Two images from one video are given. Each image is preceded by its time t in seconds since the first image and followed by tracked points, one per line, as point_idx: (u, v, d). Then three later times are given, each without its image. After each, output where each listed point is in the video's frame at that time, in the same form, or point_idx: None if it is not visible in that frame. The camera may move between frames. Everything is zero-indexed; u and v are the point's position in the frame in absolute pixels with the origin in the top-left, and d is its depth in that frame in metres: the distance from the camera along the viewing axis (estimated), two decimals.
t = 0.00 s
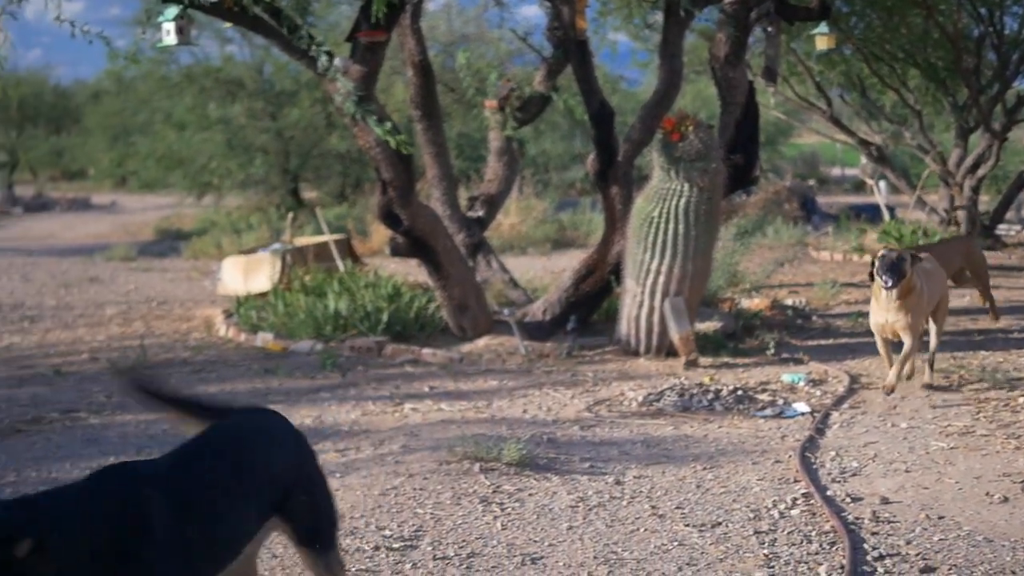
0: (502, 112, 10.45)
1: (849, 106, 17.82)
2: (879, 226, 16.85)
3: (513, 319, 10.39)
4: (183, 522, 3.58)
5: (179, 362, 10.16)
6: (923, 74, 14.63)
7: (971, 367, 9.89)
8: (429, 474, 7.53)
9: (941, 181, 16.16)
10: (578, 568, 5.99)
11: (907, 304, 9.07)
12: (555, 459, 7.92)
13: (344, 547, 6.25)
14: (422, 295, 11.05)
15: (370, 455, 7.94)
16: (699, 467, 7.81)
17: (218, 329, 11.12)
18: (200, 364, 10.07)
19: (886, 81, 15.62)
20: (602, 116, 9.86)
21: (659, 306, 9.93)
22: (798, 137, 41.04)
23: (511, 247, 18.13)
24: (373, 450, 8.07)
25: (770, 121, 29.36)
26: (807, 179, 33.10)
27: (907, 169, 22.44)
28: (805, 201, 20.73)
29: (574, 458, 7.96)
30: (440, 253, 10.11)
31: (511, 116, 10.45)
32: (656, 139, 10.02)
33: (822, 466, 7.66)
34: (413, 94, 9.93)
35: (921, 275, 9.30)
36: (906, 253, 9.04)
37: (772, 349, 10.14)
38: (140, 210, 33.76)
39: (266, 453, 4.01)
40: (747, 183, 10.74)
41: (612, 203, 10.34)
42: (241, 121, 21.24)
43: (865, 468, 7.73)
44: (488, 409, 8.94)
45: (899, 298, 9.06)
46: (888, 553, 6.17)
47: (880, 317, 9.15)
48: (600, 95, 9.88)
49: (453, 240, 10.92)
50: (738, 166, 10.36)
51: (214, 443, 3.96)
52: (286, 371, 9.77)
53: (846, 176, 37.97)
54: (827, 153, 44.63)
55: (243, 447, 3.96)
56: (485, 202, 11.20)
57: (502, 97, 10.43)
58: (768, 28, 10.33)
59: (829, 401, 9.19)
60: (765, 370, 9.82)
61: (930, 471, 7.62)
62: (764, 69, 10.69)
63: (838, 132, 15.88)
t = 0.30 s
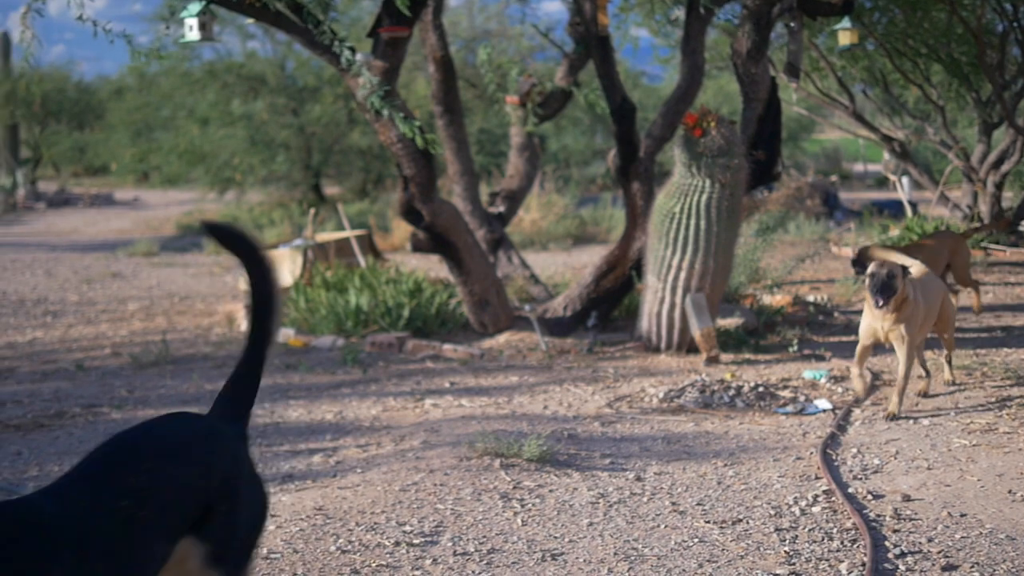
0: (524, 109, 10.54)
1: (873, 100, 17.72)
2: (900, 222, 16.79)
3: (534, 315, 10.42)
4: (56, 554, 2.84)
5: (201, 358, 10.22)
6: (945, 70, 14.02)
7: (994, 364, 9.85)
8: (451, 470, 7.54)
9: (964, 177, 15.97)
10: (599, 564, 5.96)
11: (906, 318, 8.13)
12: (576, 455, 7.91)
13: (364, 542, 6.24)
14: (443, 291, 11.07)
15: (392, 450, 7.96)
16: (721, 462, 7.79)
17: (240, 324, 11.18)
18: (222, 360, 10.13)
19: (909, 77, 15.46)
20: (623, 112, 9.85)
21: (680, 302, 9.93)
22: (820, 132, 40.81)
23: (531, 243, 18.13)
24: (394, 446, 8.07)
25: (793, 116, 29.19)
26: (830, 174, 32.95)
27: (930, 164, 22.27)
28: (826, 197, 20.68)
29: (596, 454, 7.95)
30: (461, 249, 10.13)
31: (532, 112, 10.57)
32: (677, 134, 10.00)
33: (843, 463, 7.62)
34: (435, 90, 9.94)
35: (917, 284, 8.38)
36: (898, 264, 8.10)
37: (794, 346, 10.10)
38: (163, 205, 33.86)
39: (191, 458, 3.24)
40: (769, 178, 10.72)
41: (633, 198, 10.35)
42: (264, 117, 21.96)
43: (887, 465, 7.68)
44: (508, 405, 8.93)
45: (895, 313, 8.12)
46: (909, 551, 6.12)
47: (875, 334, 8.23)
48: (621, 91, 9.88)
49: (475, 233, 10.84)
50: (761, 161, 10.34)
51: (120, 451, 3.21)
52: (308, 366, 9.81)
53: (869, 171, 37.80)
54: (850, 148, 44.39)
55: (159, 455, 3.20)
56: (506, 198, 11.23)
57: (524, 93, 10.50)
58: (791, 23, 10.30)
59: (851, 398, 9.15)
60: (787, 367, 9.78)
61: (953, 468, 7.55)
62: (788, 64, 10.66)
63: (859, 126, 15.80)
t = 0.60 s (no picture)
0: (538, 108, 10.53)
1: (890, 99, 17.66)
2: (916, 222, 16.75)
3: (548, 316, 10.42)
4: None
5: (216, 357, 10.24)
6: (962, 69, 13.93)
7: (1011, 365, 9.81)
8: (464, 470, 7.53)
9: (981, 177, 15.88)
10: (612, 564, 5.96)
11: (887, 347, 7.73)
12: (590, 456, 7.89)
13: (378, 541, 6.25)
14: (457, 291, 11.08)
15: (406, 450, 7.96)
16: (736, 463, 7.76)
17: (254, 324, 11.20)
18: (236, 359, 10.15)
19: (925, 76, 15.40)
20: (637, 112, 9.86)
21: (696, 303, 9.91)
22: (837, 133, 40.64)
23: (545, 243, 18.11)
24: (408, 446, 8.07)
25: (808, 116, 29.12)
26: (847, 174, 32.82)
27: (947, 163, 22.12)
28: (842, 197, 20.62)
29: (611, 454, 7.93)
30: (476, 249, 10.13)
31: (546, 112, 10.56)
32: (692, 134, 9.99)
33: (858, 464, 7.58)
34: (450, 90, 9.95)
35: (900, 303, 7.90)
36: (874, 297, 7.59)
37: (809, 347, 10.05)
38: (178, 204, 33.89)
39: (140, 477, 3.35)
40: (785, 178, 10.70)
41: (648, 199, 10.34)
42: (278, 116, 21.83)
43: (902, 467, 7.63)
44: (522, 405, 8.92)
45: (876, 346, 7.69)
46: (925, 552, 6.09)
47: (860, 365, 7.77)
48: (635, 90, 9.88)
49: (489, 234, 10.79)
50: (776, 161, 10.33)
51: (73, 459, 3.33)
52: (323, 366, 9.82)
53: (885, 171, 37.66)
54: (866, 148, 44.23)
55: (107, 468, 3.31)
56: (520, 198, 11.23)
57: (538, 93, 10.50)
58: (806, 23, 10.28)
59: (866, 399, 9.15)
60: (802, 368, 9.73)
61: (968, 469, 7.50)
62: (804, 64, 10.64)
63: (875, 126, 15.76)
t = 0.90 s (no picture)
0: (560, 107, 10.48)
1: (913, 99, 17.59)
2: (939, 223, 16.67)
3: (570, 315, 10.42)
4: None
5: (238, 356, 10.27)
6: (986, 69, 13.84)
7: None
8: (487, 469, 7.52)
9: (1004, 177, 15.79)
10: (635, 565, 5.93)
11: (878, 354, 7.38)
12: (612, 456, 7.88)
13: (401, 541, 6.23)
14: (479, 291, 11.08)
15: (428, 449, 7.96)
16: (759, 463, 7.73)
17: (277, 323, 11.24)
18: (258, 358, 10.17)
19: (948, 76, 15.34)
20: (660, 112, 9.87)
21: (718, 302, 9.89)
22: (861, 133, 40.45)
23: (567, 243, 18.11)
24: (430, 445, 8.07)
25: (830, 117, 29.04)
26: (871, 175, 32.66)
27: (969, 164, 21.99)
28: (865, 196, 20.54)
29: (634, 454, 7.91)
30: (498, 248, 10.14)
31: (568, 112, 10.58)
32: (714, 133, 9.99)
33: (882, 465, 7.53)
34: (472, 90, 9.96)
35: (885, 311, 7.62)
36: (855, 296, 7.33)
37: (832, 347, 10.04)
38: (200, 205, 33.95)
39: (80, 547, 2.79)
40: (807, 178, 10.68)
41: (671, 198, 10.34)
42: (301, 117, 21.98)
43: (926, 468, 7.58)
44: (544, 404, 8.90)
45: (865, 352, 7.34)
46: (949, 554, 6.06)
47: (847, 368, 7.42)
48: (658, 90, 9.89)
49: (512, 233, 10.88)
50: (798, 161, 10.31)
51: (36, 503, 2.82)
52: (345, 366, 9.85)
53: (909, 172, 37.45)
54: (890, 148, 44.01)
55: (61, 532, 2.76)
56: (542, 198, 11.24)
57: (560, 93, 10.46)
58: (829, 22, 10.26)
59: (889, 399, 9.12)
60: (825, 368, 9.70)
61: (993, 471, 7.44)
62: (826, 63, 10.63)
63: (897, 126, 15.72)
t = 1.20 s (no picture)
0: (586, 106, 10.75)
1: (942, 98, 17.47)
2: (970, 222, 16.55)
3: (596, 315, 10.42)
4: None
5: (264, 355, 10.28)
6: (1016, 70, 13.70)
7: None
8: (513, 468, 7.51)
9: None
10: (661, 565, 5.90)
11: (852, 341, 7.21)
12: (638, 455, 7.86)
13: (427, 540, 6.23)
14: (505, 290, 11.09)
15: (454, 448, 7.96)
16: (786, 463, 7.71)
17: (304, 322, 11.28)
18: (285, 357, 10.18)
19: (977, 75, 15.23)
20: (687, 111, 9.85)
21: (744, 302, 9.88)
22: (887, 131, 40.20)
23: (595, 242, 18.08)
24: (457, 444, 8.07)
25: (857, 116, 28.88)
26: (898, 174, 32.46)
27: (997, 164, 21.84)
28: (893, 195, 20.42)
29: (661, 454, 7.89)
30: (524, 248, 10.14)
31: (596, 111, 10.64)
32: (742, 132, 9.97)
33: (910, 465, 7.49)
34: (499, 89, 9.96)
35: (873, 300, 7.43)
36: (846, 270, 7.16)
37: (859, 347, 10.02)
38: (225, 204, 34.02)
39: None
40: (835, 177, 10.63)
41: (697, 198, 10.32)
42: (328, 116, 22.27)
43: (955, 468, 7.53)
44: (570, 404, 8.88)
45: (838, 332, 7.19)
46: (977, 555, 6.01)
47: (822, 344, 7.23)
48: (685, 89, 9.87)
49: (539, 233, 11.03)
50: (826, 161, 10.27)
51: None
52: (370, 364, 9.87)
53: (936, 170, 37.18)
54: (917, 147, 43.73)
55: None
56: (568, 197, 11.24)
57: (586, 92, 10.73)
58: (857, 21, 10.20)
59: (917, 399, 9.08)
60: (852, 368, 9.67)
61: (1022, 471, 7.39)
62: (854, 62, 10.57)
63: (926, 125, 15.62)
